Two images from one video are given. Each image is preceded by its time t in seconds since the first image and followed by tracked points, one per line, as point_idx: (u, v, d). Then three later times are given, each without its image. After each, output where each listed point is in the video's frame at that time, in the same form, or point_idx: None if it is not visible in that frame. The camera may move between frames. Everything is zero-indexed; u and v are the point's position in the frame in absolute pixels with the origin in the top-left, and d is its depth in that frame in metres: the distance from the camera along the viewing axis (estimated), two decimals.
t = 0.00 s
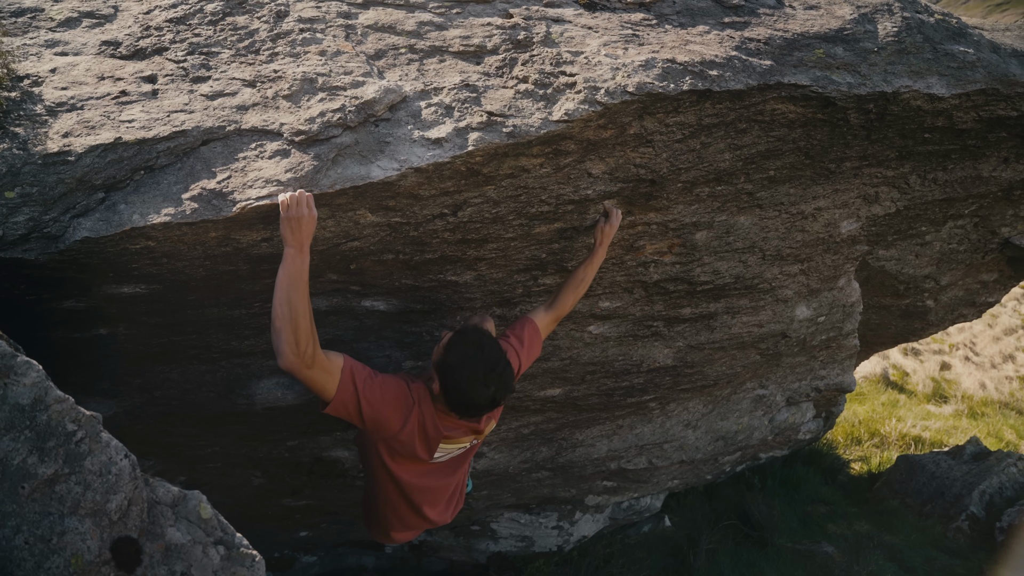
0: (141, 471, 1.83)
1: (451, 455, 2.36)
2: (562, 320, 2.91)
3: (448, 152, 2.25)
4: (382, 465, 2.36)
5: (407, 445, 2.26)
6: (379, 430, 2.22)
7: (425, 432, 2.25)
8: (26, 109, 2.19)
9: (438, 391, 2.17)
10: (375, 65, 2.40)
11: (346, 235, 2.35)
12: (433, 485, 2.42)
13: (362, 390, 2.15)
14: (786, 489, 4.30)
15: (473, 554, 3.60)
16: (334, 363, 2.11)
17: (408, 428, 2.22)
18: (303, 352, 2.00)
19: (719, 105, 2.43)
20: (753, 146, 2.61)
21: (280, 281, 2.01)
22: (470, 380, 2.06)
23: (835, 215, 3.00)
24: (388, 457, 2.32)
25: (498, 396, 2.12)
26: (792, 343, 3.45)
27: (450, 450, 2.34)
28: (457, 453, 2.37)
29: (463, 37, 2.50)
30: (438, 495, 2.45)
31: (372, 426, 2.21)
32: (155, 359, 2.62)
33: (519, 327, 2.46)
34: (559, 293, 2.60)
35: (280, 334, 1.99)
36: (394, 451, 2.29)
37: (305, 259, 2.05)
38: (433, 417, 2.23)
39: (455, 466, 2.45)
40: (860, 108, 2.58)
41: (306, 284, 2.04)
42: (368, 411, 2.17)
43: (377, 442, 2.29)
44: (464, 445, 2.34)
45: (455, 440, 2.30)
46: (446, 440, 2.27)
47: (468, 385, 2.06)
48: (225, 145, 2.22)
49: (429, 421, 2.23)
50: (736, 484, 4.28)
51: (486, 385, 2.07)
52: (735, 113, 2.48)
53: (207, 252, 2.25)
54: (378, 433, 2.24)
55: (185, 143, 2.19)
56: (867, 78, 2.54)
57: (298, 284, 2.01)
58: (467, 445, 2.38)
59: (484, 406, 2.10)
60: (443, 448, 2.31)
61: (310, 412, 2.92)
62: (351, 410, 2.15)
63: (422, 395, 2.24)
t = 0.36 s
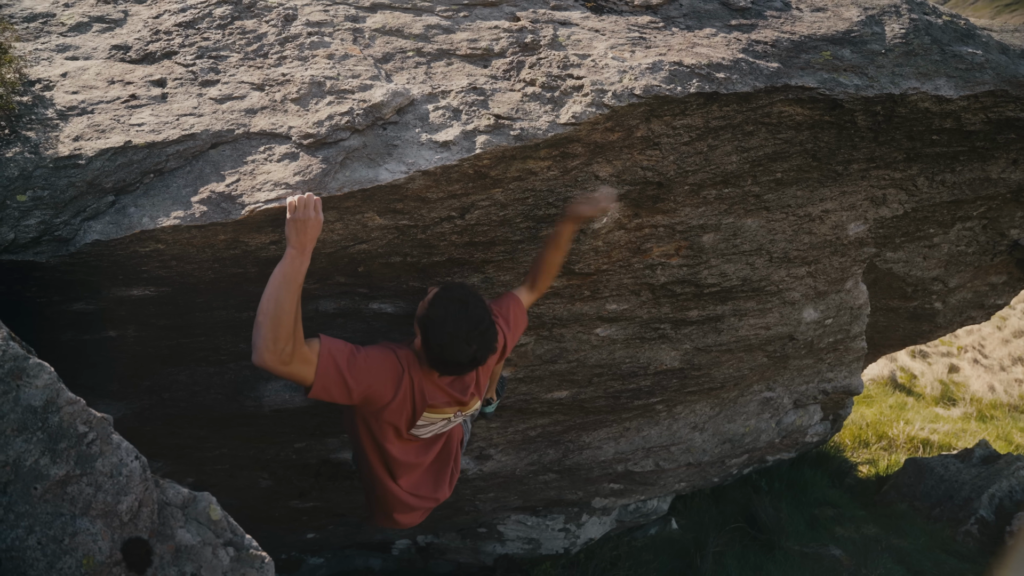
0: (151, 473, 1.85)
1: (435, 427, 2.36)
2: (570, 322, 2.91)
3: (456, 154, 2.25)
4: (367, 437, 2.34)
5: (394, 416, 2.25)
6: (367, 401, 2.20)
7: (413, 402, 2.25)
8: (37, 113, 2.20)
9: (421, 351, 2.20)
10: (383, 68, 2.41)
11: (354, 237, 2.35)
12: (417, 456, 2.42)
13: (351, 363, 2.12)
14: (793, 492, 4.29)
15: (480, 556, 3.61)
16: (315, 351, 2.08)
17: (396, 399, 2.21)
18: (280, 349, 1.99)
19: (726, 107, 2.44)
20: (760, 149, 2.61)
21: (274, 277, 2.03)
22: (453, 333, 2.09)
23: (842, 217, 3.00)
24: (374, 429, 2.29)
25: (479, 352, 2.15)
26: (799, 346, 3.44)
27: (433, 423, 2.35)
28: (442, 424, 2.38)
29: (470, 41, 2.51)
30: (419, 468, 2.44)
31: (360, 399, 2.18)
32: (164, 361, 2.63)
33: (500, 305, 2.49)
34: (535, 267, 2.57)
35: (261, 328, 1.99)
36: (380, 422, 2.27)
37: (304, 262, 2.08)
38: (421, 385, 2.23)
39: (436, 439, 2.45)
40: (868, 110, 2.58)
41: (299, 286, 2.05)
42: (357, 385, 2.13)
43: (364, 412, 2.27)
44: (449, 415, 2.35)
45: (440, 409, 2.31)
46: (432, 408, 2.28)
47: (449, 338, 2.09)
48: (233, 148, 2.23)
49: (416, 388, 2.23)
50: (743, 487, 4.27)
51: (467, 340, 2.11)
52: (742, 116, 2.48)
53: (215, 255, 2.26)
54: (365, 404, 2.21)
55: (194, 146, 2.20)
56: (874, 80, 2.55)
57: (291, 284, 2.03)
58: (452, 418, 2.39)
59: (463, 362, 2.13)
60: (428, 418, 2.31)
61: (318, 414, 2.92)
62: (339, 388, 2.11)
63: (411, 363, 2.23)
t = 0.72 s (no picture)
0: (164, 473, 1.85)
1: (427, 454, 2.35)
2: (578, 324, 2.91)
3: (466, 157, 2.26)
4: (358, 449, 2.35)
5: (385, 436, 2.24)
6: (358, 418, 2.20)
7: (404, 426, 2.23)
8: (49, 116, 2.22)
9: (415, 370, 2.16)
10: (393, 71, 2.43)
11: (364, 240, 2.36)
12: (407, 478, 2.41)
13: (344, 380, 2.11)
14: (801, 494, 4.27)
15: (488, 559, 3.62)
16: (309, 355, 2.08)
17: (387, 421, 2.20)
18: (273, 348, 2.00)
19: (735, 110, 2.44)
20: (769, 151, 2.60)
21: (276, 276, 2.05)
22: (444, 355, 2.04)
23: (851, 219, 2.99)
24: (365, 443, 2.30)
25: (470, 378, 2.09)
26: (808, 348, 3.43)
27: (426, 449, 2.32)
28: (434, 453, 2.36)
29: (479, 43, 2.52)
30: (406, 484, 2.43)
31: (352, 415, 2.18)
32: (174, 363, 2.64)
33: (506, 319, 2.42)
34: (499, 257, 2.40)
35: (258, 324, 2.01)
36: (371, 438, 2.28)
37: (310, 264, 2.09)
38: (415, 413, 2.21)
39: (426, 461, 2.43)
40: (877, 112, 2.58)
41: (301, 288, 2.07)
42: (348, 403, 2.13)
43: (356, 427, 2.27)
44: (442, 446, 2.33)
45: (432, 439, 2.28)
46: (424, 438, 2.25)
47: (440, 360, 2.04)
48: (244, 151, 2.24)
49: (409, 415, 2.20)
50: (751, 489, 4.25)
51: (458, 364, 2.05)
52: (751, 118, 2.49)
53: (226, 257, 2.27)
54: (357, 421, 2.21)
55: (205, 149, 2.21)
56: (883, 82, 2.55)
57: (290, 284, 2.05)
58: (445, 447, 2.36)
59: (453, 384, 2.08)
60: (419, 446, 2.29)
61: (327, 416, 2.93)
62: (329, 403, 2.11)
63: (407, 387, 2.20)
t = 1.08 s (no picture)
0: (175, 473, 1.86)
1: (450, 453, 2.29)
2: (586, 325, 2.90)
3: (474, 158, 2.27)
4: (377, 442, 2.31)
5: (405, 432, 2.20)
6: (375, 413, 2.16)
7: (424, 423, 2.18)
8: (60, 119, 2.23)
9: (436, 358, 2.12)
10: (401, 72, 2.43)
11: (372, 241, 2.36)
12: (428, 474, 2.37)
13: (355, 376, 2.07)
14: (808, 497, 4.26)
15: (494, 560, 3.61)
16: (314, 352, 2.06)
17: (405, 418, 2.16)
18: (276, 348, 2.01)
19: (742, 111, 2.44)
20: (777, 152, 2.60)
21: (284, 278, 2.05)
22: (459, 329, 2.02)
23: (858, 220, 2.98)
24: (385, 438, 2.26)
25: (492, 355, 2.03)
26: (815, 349, 3.42)
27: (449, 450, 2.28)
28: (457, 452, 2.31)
29: (487, 45, 2.53)
30: (429, 479, 2.41)
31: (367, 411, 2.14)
32: (182, 364, 2.65)
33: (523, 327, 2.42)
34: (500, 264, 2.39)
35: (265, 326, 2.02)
36: (391, 432, 2.24)
37: (319, 266, 2.08)
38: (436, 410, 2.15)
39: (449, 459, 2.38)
40: (884, 113, 2.57)
41: (309, 289, 2.06)
42: (363, 399, 2.09)
43: (375, 421, 2.23)
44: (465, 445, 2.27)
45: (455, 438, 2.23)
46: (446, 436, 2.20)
47: (459, 336, 2.01)
48: (253, 152, 2.25)
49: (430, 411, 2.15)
50: (758, 491, 4.23)
51: (478, 340, 2.01)
52: (758, 119, 2.48)
53: (235, 258, 2.28)
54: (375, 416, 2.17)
55: (214, 150, 2.22)
56: (890, 83, 2.54)
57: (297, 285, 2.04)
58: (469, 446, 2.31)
59: (475, 362, 2.02)
60: (440, 444, 2.24)
61: (335, 417, 2.93)
62: (343, 399, 2.07)
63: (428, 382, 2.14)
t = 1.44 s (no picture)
0: (178, 474, 1.86)
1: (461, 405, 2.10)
2: (588, 326, 2.90)
3: (476, 159, 2.27)
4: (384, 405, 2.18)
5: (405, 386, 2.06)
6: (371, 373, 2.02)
7: (422, 369, 2.02)
8: (64, 121, 2.24)
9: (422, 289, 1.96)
10: (403, 74, 2.44)
11: (375, 242, 2.37)
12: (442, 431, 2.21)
13: (342, 337, 1.95)
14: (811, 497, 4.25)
15: (496, 561, 3.59)
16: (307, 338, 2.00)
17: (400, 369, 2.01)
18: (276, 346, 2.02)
19: (743, 112, 2.45)
20: (778, 153, 2.60)
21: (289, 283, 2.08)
22: (442, 240, 1.85)
23: (860, 221, 2.98)
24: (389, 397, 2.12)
25: (479, 269, 1.85)
26: (817, 350, 3.41)
27: (457, 402, 2.08)
28: (469, 405, 2.11)
29: (488, 46, 2.53)
30: (443, 441, 2.26)
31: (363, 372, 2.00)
32: (185, 365, 2.65)
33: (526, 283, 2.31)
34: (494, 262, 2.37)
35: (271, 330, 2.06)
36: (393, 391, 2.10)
37: (320, 265, 2.08)
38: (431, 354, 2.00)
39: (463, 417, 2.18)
40: (886, 114, 2.58)
41: (309, 289, 2.06)
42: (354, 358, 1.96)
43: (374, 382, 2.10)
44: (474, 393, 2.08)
45: (459, 383, 2.05)
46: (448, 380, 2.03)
47: (440, 250, 1.84)
48: (256, 154, 2.26)
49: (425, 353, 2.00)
50: (760, 492, 4.22)
51: (461, 252, 1.84)
52: (760, 120, 2.49)
53: (237, 259, 2.28)
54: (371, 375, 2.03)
55: (217, 152, 2.23)
56: (892, 84, 2.55)
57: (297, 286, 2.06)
58: (481, 396, 2.11)
59: (460, 278, 1.84)
60: (445, 393, 2.06)
61: (338, 418, 2.94)
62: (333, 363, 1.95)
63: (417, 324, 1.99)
